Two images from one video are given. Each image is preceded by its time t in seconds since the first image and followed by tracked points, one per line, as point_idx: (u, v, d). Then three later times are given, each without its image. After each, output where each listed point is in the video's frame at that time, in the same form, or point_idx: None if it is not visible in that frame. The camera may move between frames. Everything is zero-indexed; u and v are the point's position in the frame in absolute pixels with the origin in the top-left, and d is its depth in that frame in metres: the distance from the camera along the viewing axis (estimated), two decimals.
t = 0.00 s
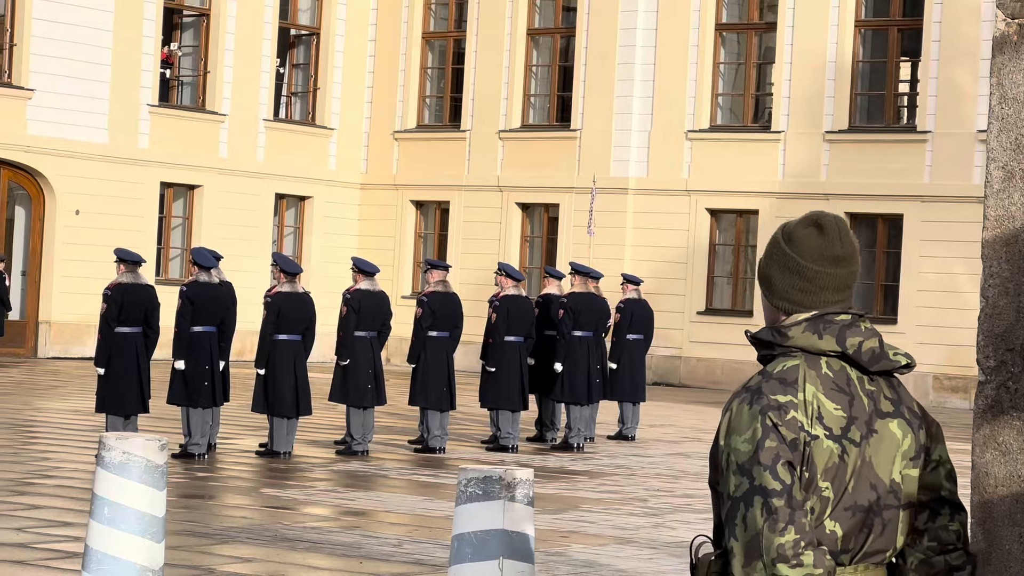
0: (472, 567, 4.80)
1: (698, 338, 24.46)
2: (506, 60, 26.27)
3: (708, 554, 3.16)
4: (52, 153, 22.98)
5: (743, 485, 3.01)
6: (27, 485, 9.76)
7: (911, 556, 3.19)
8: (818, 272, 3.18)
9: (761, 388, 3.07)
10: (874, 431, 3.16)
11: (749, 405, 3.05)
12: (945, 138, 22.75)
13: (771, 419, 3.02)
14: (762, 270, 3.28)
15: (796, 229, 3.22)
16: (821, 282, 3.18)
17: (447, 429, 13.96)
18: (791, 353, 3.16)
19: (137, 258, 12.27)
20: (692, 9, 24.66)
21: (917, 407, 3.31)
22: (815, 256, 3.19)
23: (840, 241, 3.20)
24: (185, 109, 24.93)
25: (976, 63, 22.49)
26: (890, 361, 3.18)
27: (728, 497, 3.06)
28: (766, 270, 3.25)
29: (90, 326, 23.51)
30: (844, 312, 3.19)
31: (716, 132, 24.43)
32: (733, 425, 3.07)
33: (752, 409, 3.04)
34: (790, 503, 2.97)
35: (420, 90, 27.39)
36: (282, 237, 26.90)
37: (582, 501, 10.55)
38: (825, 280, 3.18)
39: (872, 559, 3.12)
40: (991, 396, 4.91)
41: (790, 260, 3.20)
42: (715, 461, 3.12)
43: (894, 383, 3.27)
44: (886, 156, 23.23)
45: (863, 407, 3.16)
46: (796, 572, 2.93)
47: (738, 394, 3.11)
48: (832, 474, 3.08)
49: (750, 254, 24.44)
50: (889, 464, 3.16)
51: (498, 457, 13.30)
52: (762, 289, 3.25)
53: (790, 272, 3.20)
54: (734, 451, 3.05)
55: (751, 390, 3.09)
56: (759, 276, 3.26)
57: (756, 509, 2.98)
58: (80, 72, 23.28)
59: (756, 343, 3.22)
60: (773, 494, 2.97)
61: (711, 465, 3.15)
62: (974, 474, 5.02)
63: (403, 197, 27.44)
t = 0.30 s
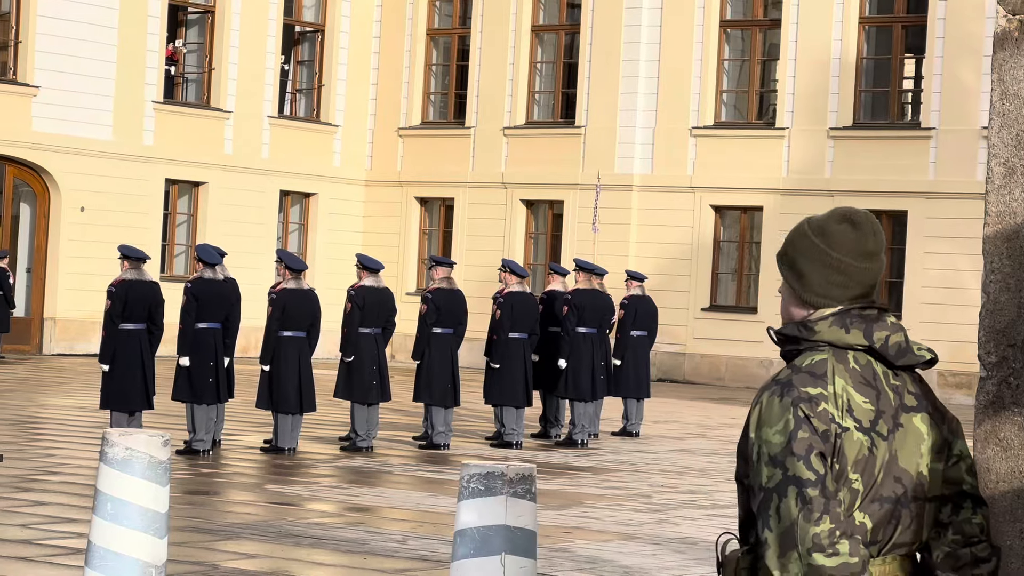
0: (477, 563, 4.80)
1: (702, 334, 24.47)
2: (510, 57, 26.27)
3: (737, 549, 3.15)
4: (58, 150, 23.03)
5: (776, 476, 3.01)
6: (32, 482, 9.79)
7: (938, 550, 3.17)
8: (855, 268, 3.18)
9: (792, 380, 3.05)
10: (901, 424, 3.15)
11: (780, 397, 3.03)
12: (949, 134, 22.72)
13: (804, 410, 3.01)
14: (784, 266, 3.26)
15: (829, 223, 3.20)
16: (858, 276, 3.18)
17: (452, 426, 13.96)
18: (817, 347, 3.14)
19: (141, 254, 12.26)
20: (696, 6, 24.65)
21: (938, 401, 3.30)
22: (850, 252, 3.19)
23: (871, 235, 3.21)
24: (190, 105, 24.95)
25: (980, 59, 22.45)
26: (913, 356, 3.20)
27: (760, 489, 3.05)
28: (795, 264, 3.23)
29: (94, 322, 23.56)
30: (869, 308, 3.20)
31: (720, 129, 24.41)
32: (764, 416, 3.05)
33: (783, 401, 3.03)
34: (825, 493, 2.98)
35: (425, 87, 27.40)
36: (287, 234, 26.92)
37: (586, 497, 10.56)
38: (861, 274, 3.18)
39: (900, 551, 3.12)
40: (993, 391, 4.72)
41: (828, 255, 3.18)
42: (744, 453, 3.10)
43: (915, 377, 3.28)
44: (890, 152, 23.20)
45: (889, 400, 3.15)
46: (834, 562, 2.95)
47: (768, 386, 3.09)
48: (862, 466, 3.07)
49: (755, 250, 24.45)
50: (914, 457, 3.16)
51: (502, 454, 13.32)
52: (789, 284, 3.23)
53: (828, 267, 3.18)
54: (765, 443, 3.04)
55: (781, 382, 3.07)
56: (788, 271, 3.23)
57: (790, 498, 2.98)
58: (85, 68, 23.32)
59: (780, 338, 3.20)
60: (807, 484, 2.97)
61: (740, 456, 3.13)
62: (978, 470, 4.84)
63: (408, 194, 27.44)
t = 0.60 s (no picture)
0: (482, 560, 4.78)
1: (709, 332, 24.45)
2: (516, 54, 26.26)
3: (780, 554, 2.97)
4: (63, 147, 23.04)
5: (830, 469, 2.86)
6: (37, 479, 9.79)
7: (967, 539, 3.09)
8: (876, 265, 3.08)
9: (831, 376, 2.92)
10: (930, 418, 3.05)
11: (822, 392, 2.90)
12: (955, 132, 22.69)
13: (848, 402, 2.88)
14: (789, 266, 3.10)
15: (846, 221, 3.07)
16: (877, 273, 3.09)
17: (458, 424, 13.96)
18: (842, 346, 3.03)
19: (146, 251, 12.25)
20: (702, 3, 24.63)
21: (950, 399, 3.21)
22: (870, 248, 3.08)
23: (880, 231, 3.12)
24: (195, 103, 24.96)
25: (986, 56, 22.44)
26: (935, 347, 3.12)
27: (809, 486, 2.89)
28: (815, 265, 3.06)
29: (100, 320, 23.58)
30: (889, 303, 3.11)
31: (725, 126, 24.39)
32: (806, 412, 2.91)
33: (825, 395, 2.90)
34: (882, 481, 2.84)
35: (431, 84, 27.38)
36: (292, 232, 26.95)
37: (592, 495, 10.54)
38: (879, 272, 3.09)
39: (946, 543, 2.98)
40: (998, 387, 4.60)
41: (852, 254, 3.05)
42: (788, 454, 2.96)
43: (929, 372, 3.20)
44: (896, 149, 23.17)
45: (918, 393, 3.04)
46: (899, 547, 2.79)
47: (803, 384, 2.96)
48: (905, 457, 2.94)
49: (761, 248, 24.42)
50: (944, 448, 3.06)
51: (508, 451, 13.30)
52: (809, 284, 3.07)
53: (852, 266, 3.05)
54: (812, 438, 2.89)
55: (818, 379, 2.94)
56: (808, 273, 3.06)
57: (848, 488, 2.84)
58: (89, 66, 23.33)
59: (797, 343, 3.07)
60: (865, 473, 2.83)
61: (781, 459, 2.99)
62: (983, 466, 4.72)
63: (413, 191, 27.43)
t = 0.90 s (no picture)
0: (486, 556, 4.78)
1: (714, 329, 24.45)
2: (520, 51, 26.25)
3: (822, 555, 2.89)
4: (69, 145, 23.06)
5: (888, 466, 2.80)
6: (42, 477, 9.80)
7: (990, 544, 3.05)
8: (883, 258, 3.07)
9: (876, 373, 2.89)
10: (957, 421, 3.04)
11: (871, 389, 2.86)
12: (959, 128, 22.66)
13: (900, 399, 2.85)
14: (799, 270, 3.05)
15: (855, 221, 3.07)
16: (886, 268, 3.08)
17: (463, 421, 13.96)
18: (869, 346, 2.98)
19: (151, 249, 12.26)
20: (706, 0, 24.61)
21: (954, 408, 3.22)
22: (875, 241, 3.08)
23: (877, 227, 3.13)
24: (200, 100, 24.98)
25: (990, 53, 22.43)
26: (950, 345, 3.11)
27: (862, 485, 2.83)
28: (831, 263, 3.03)
29: (105, 317, 23.61)
30: (908, 301, 3.08)
31: (730, 123, 24.38)
32: (855, 411, 2.86)
33: (874, 393, 2.86)
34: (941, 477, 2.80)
35: (435, 82, 27.39)
36: (297, 229, 26.95)
37: (597, 492, 10.54)
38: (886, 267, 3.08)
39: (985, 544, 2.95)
40: (1003, 383, 4.41)
41: (861, 248, 3.04)
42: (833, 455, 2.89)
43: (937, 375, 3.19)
44: (902, 146, 23.14)
45: (946, 392, 3.03)
46: (964, 542, 2.75)
47: (846, 381, 2.91)
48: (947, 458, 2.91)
49: (765, 245, 24.39)
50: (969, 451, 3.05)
51: (513, 448, 13.30)
52: (830, 284, 3.02)
53: (864, 259, 3.04)
54: (865, 436, 2.83)
55: (861, 377, 2.90)
56: (826, 272, 3.02)
57: (911, 485, 2.77)
58: (93, 63, 23.34)
59: (821, 345, 3.00)
60: (927, 469, 2.78)
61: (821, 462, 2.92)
62: (987, 465, 4.52)
63: (418, 188, 27.43)
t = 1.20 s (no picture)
0: (489, 553, 4.78)
1: (717, 326, 24.45)
2: (524, 49, 26.25)
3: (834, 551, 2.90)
4: (72, 143, 23.08)
5: (909, 470, 2.81)
6: (46, 474, 9.81)
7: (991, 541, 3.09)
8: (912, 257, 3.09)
9: (900, 372, 2.89)
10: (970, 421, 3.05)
11: (895, 390, 2.86)
12: (963, 124, 22.65)
13: (924, 402, 2.85)
14: (825, 263, 3.07)
15: (881, 217, 3.08)
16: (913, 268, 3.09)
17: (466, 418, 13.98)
18: (892, 344, 2.97)
19: (154, 246, 12.26)
20: None
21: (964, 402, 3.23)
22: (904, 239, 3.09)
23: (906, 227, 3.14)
24: (203, 97, 24.99)
25: (993, 49, 22.41)
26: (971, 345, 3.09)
27: (881, 485, 2.84)
28: (860, 257, 3.04)
29: (109, 315, 23.62)
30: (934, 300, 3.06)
31: (733, 120, 24.38)
32: (878, 411, 2.86)
33: (899, 393, 2.86)
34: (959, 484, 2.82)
35: (438, 79, 27.40)
36: (300, 226, 26.93)
37: (600, 489, 10.54)
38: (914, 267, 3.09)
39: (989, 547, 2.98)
40: (1007, 378, 4.36)
41: (891, 244, 3.05)
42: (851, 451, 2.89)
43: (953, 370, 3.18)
44: (905, 142, 23.14)
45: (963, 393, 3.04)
46: (977, 551, 2.77)
47: (869, 379, 2.91)
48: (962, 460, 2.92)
49: (769, 241, 24.39)
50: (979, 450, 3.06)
51: (517, 445, 13.31)
52: (854, 278, 3.03)
53: (893, 256, 3.05)
54: (887, 436, 2.84)
55: (885, 375, 2.90)
56: (852, 265, 3.03)
57: (930, 489, 2.79)
58: (96, 61, 23.33)
59: (844, 338, 3.00)
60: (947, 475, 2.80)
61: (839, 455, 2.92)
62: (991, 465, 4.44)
63: (421, 185, 27.44)
